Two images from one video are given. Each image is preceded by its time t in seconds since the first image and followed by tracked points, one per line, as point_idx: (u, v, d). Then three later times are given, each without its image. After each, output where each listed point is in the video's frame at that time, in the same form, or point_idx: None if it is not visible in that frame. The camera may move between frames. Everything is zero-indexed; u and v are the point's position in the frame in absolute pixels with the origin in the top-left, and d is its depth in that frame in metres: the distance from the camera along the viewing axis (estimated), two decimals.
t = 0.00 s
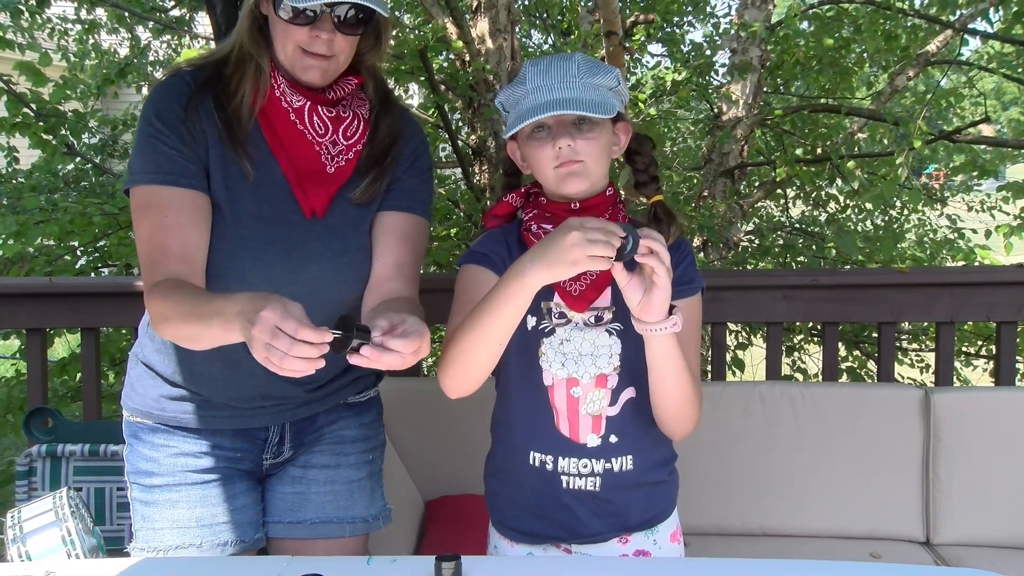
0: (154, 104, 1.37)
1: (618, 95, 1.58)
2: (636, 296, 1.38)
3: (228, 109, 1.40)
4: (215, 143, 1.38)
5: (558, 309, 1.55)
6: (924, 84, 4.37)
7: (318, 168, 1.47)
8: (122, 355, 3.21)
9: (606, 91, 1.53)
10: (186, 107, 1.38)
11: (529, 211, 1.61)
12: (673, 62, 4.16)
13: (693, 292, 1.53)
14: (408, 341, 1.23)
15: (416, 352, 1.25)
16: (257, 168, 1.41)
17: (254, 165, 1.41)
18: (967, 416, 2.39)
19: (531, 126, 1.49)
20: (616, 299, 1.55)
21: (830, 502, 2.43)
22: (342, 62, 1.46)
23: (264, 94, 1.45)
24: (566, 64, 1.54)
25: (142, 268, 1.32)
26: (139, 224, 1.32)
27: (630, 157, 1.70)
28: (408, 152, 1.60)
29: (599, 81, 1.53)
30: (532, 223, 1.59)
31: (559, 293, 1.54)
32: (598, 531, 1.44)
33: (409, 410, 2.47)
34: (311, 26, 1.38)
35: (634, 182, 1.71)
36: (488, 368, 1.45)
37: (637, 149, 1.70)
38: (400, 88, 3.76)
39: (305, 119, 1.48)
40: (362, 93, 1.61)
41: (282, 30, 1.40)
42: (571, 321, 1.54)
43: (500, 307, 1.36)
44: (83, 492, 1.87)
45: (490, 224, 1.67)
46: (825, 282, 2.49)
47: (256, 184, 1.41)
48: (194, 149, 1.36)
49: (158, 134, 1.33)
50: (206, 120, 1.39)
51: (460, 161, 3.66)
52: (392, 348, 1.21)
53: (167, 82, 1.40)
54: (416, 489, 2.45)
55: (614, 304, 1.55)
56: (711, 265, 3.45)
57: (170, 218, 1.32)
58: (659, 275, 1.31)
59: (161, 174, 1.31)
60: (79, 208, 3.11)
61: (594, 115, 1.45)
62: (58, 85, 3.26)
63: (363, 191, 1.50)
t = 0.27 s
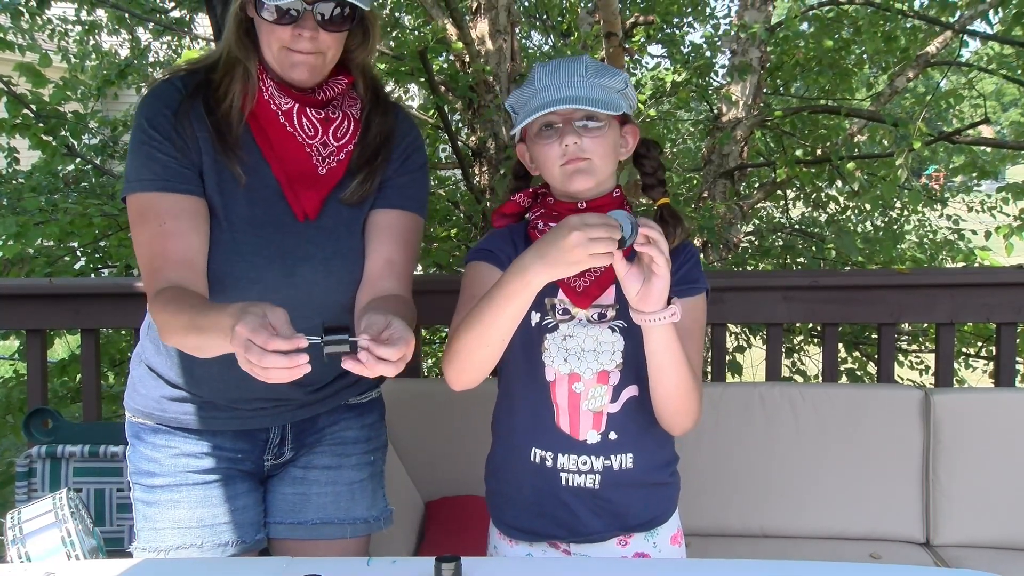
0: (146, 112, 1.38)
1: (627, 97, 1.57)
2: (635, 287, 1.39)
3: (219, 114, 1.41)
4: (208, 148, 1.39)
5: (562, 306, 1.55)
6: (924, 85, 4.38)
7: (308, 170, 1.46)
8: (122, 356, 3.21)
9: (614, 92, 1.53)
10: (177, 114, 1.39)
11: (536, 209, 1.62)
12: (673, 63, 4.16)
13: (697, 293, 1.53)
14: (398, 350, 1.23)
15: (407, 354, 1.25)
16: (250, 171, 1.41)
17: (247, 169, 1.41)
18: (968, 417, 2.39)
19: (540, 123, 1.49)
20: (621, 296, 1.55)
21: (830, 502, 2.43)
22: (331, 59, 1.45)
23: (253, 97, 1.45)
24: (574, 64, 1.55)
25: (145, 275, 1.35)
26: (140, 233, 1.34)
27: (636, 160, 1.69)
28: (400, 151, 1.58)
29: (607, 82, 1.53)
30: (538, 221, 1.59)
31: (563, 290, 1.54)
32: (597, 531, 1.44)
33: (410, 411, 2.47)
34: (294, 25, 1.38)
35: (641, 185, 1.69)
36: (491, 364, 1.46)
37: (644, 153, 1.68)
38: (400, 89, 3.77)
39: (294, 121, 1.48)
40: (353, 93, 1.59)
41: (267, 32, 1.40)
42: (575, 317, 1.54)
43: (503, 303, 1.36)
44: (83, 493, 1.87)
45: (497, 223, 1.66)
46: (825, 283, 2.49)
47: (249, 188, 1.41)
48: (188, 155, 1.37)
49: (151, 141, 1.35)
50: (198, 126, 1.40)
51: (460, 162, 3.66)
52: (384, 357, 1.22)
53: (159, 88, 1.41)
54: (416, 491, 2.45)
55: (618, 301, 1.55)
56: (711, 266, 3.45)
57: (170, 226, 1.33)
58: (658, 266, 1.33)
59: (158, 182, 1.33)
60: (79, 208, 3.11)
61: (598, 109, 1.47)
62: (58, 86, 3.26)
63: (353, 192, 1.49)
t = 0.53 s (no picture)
0: (140, 110, 1.39)
1: (633, 100, 1.57)
2: (628, 276, 1.37)
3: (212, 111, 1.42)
4: (201, 143, 1.39)
5: (564, 304, 1.55)
6: (924, 86, 4.38)
7: (299, 163, 1.46)
8: (122, 356, 3.21)
9: (620, 95, 1.53)
10: (171, 111, 1.40)
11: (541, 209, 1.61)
12: (673, 64, 4.16)
13: (699, 291, 1.52)
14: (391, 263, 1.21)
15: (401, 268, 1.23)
16: (242, 166, 1.41)
17: (239, 164, 1.41)
18: (968, 417, 2.39)
19: (547, 125, 1.50)
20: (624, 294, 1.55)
21: (831, 503, 2.43)
22: (316, 50, 1.45)
23: (242, 92, 1.46)
24: (582, 65, 1.55)
25: (145, 268, 1.35)
26: (139, 227, 1.34)
27: (641, 164, 1.71)
28: (393, 142, 1.56)
29: (613, 85, 1.53)
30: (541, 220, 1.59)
31: (565, 288, 1.54)
32: (598, 531, 1.44)
33: (410, 412, 2.47)
34: (277, 14, 1.39)
35: (646, 187, 1.70)
36: (494, 364, 1.46)
37: (649, 155, 1.70)
38: (400, 90, 3.77)
39: (283, 113, 1.48)
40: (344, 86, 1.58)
41: (252, 23, 1.41)
42: (577, 315, 1.53)
43: (502, 303, 1.37)
44: (83, 493, 1.87)
45: (503, 224, 1.66)
46: (825, 284, 2.49)
47: (243, 184, 1.40)
48: (182, 149, 1.38)
49: (145, 137, 1.35)
50: (191, 121, 1.40)
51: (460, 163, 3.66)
52: (377, 274, 1.20)
53: (152, 87, 1.42)
54: (416, 491, 2.45)
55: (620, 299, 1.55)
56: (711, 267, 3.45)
57: (170, 218, 1.33)
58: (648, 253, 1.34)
59: (154, 175, 1.33)
60: (79, 209, 3.11)
61: (607, 112, 1.48)
62: (58, 86, 3.26)
63: (343, 182, 1.46)
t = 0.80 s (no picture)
0: (138, 101, 1.39)
1: (632, 104, 1.59)
2: (616, 277, 1.39)
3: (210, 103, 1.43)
4: (201, 133, 1.40)
5: (562, 305, 1.56)
6: (924, 87, 4.38)
7: (296, 154, 1.47)
8: (122, 357, 3.22)
9: (620, 100, 1.54)
10: (169, 101, 1.40)
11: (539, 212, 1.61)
12: (673, 65, 4.17)
13: (696, 291, 1.52)
14: (382, 172, 1.22)
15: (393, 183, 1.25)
16: (241, 156, 1.42)
17: (238, 154, 1.42)
18: (968, 418, 2.39)
19: (545, 135, 1.50)
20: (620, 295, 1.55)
21: (831, 504, 2.43)
22: (310, 38, 1.45)
23: (238, 85, 1.45)
24: (581, 73, 1.55)
25: (145, 250, 1.34)
26: (139, 212, 1.33)
27: (641, 164, 1.70)
28: (388, 132, 1.56)
29: (613, 90, 1.54)
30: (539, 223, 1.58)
31: (563, 289, 1.55)
32: (598, 533, 1.43)
33: (410, 413, 2.47)
34: None
35: (645, 188, 1.71)
36: (494, 362, 1.47)
37: (648, 156, 1.70)
38: (400, 91, 3.77)
39: (279, 103, 1.47)
40: (340, 78, 1.58)
41: (246, 11, 1.40)
42: (574, 316, 1.54)
43: (495, 301, 1.38)
44: (82, 494, 1.87)
45: (503, 227, 1.65)
46: (825, 284, 2.49)
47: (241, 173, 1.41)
48: (180, 137, 1.39)
49: (145, 124, 1.35)
50: (188, 112, 1.41)
51: (460, 163, 3.66)
52: (371, 183, 1.21)
53: (150, 80, 1.43)
54: (416, 492, 2.45)
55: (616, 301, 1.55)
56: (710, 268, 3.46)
57: (171, 198, 1.33)
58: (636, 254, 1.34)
59: (153, 159, 1.33)
60: (79, 210, 3.12)
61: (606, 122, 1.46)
62: (58, 87, 3.26)
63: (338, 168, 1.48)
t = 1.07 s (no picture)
0: (142, 96, 1.39)
1: (627, 105, 1.58)
2: (604, 280, 1.40)
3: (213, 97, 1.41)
4: (205, 128, 1.40)
5: (558, 307, 1.56)
6: (924, 88, 4.38)
7: (300, 149, 1.47)
8: (122, 357, 3.22)
9: (615, 104, 1.53)
10: (173, 97, 1.40)
11: (537, 214, 1.61)
12: (673, 66, 4.17)
13: (691, 291, 1.52)
14: (389, 168, 1.22)
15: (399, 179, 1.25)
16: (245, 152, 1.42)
17: (242, 150, 1.42)
18: (967, 418, 2.39)
19: (541, 147, 1.49)
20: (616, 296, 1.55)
21: (832, 505, 2.43)
22: (314, 35, 1.45)
23: (243, 83, 1.44)
24: (576, 78, 1.54)
25: (148, 242, 1.33)
26: (143, 207, 1.33)
27: (636, 164, 1.70)
28: (391, 130, 1.56)
29: (608, 95, 1.53)
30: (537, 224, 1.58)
31: (559, 290, 1.55)
32: (598, 534, 1.43)
33: (410, 413, 2.47)
34: None
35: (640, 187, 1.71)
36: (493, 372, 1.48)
37: (644, 156, 1.69)
38: (400, 92, 3.78)
39: (283, 99, 1.47)
40: (343, 77, 1.58)
41: (249, 10, 1.41)
42: (571, 317, 1.54)
43: (488, 317, 1.40)
44: (83, 494, 1.87)
45: (501, 229, 1.66)
46: (825, 285, 2.48)
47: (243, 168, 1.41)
48: (184, 131, 1.38)
49: (148, 119, 1.35)
50: (192, 108, 1.40)
51: (460, 164, 3.66)
52: (375, 176, 1.21)
53: (155, 78, 1.43)
54: (416, 493, 2.45)
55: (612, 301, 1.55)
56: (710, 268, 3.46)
57: (174, 191, 1.33)
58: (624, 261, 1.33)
59: (156, 154, 1.33)
60: (79, 210, 3.12)
61: (599, 135, 1.45)
62: (58, 88, 3.26)
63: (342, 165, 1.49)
